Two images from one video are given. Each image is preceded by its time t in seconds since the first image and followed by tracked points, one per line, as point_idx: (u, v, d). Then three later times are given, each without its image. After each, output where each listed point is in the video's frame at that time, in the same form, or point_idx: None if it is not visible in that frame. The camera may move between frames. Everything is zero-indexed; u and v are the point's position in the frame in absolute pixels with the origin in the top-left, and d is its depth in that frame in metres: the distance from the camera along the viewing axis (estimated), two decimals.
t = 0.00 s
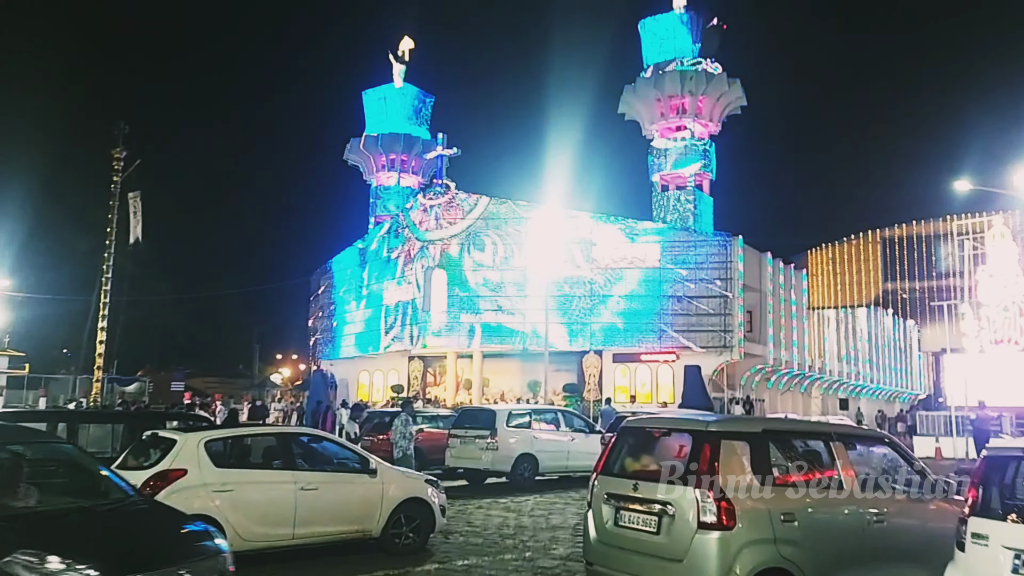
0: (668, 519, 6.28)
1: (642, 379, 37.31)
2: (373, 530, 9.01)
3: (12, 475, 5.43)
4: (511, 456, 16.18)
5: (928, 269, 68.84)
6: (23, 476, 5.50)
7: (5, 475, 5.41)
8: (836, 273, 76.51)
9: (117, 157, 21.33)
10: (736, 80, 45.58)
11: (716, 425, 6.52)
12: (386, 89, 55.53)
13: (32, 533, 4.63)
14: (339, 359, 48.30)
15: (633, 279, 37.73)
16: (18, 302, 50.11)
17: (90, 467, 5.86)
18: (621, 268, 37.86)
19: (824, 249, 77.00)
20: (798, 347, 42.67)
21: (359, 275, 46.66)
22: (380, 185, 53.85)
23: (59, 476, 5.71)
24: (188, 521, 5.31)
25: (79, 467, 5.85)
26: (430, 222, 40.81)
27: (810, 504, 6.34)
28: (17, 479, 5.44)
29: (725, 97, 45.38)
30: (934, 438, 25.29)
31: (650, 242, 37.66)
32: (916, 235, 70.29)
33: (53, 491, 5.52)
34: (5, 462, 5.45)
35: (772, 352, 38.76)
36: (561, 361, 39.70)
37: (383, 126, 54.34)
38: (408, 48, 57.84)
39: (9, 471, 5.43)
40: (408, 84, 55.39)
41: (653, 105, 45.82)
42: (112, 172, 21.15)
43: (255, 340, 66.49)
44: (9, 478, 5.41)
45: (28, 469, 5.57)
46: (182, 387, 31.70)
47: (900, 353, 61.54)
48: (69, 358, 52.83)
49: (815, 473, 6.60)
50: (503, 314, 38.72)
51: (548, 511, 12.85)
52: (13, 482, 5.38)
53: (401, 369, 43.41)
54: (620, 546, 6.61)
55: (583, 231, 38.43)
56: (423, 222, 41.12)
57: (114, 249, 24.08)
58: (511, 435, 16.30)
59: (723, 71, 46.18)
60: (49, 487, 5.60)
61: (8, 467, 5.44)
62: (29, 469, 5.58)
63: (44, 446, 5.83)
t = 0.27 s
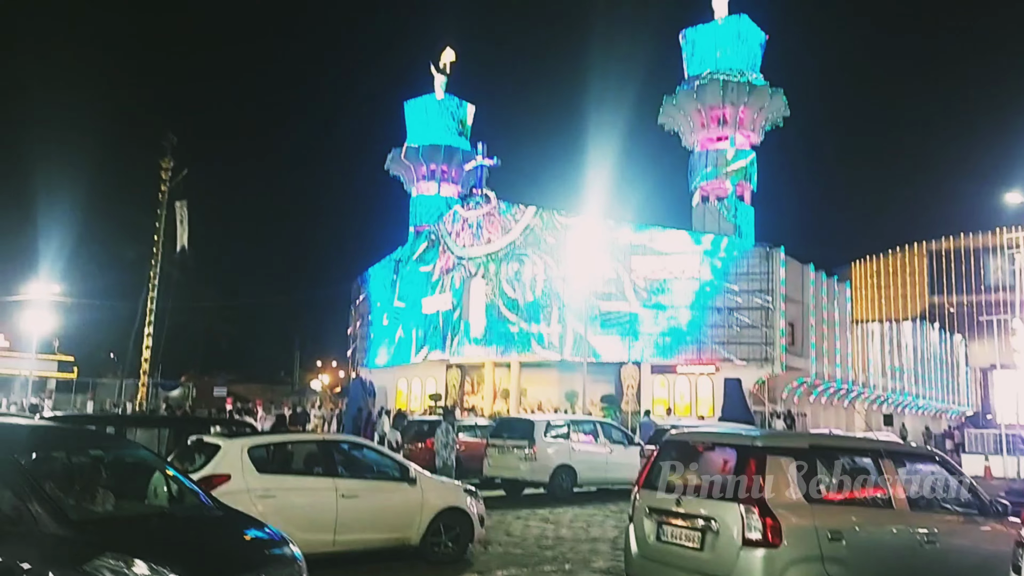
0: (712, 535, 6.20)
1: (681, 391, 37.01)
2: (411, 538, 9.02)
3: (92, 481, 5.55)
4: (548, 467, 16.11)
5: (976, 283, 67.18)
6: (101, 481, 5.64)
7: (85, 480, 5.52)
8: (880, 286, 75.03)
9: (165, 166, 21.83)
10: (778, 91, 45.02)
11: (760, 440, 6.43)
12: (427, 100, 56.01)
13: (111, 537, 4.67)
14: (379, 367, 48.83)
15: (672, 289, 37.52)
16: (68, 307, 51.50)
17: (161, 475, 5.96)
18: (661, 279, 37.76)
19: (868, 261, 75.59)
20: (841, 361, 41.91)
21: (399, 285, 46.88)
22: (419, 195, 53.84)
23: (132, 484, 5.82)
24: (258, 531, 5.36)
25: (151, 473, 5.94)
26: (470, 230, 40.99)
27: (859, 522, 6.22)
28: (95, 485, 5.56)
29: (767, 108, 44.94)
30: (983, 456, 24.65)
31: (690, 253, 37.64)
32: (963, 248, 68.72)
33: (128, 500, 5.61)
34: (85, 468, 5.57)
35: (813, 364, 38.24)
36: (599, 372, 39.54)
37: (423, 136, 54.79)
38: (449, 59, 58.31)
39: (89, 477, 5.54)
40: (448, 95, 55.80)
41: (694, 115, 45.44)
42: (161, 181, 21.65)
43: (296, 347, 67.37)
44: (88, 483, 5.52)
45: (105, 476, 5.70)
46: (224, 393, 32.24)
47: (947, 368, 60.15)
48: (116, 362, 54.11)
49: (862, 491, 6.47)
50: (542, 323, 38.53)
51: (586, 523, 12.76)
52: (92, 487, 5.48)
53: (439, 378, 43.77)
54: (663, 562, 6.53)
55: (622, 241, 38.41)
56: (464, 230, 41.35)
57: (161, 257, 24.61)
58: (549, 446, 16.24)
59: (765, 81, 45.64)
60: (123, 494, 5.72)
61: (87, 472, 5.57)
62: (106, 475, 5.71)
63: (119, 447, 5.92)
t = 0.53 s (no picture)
0: (726, 547, 6.14)
1: (693, 401, 37.03)
2: (422, 547, 8.97)
3: (131, 487, 5.46)
4: (559, 476, 16.02)
5: (991, 293, 66.72)
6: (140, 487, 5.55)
7: (124, 487, 5.40)
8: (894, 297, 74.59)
9: (179, 173, 21.95)
10: (792, 100, 44.82)
11: (774, 451, 6.36)
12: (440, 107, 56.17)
13: (156, 546, 4.77)
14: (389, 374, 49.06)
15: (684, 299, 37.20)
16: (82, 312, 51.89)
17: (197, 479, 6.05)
18: (672, 288, 37.47)
19: (881, 271, 75.21)
20: (854, 371, 41.65)
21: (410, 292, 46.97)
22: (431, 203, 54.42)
23: (168, 491, 5.79)
24: (295, 537, 5.50)
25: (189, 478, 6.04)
26: (483, 238, 40.96)
27: (875, 535, 6.14)
28: (134, 491, 5.47)
29: (780, 116, 44.77)
30: (998, 469, 24.42)
31: (702, 262, 37.26)
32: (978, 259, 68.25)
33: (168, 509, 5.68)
34: (123, 474, 5.45)
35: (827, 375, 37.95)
36: (610, 381, 39.45)
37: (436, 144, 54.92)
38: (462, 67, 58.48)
39: (127, 484, 5.43)
40: (461, 103, 55.93)
41: (707, 124, 45.46)
42: (174, 187, 21.77)
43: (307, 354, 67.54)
44: (126, 490, 5.41)
45: (143, 482, 5.60)
46: (236, 399, 32.36)
47: (961, 380, 59.71)
48: (129, 367, 54.45)
49: (877, 503, 6.38)
50: (554, 332, 38.54)
51: (599, 534, 12.68)
52: (130, 494, 5.39)
53: (449, 387, 43.96)
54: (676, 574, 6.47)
55: (634, 250, 38.12)
56: (476, 238, 41.34)
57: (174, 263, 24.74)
58: (561, 455, 16.16)
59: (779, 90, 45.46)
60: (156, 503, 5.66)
61: (126, 479, 5.46)
62: (144, 482, 5.62)
63: (158, 452, 5.96)
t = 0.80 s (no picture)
0: (725, 552, 6.13)
1: (692, 405, 37.03)
2: (420, 548, 8.94)
3: (151, 486, 5.42)
4: (558, 479, 16.00)
5: (992, 301, 66.71)
6: (161, 485, 5.54)
7: (144, 485, 5.36)
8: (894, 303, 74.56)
9: (181, 170, 21.97)
10: (794, 105, 44.77)
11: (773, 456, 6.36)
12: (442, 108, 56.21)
13: (179, 544, 4.76)
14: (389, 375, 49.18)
15: (685, 303, 37.21)
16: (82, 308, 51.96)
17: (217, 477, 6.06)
18: (673, 292, 37.46)
19: (882, 278, 75.19)
20: (853, 377, 41.64)
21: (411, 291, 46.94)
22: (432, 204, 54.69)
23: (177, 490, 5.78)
24: (312, 536, 5.51)
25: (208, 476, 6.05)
26: (484, 239, 40.87)
27: (874, 541, 6.11)
28: (155, 490, 5.46)
29: (783, 120, 44.64)
30: (996, 478, 24.44)
31: (703, 266, 37.26)
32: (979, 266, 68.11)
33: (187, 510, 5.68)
34: (145, 472, 5.43)
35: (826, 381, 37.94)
36: (609, 384, 39.45)
37: (438, 146, 54.93)
38: (465, 69, 58.54)
39: (148, 482, 5.40)
40: (464, 104, 55.96)
41: (709, 129, 45.53)
42: (176, 185, 21.77)
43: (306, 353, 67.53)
44: (146, 489, 5.39)
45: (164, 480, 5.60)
46: (235, 397, 32.38)
47: (960, 387, 59.72)
48: (128, 364, 54.52)
49: (876, 509, 6.38)
50: (554, 333, 38.52)
51: (597, 536, 12.67)
52: (150, 493, 5.38)
53: (449, 388, 44.05)
54: None
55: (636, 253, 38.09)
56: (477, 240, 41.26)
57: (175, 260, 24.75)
58: (559, 457, 16.14)
59: (782, 95, 45.42)
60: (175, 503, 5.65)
61: (148, 477, 5.45)
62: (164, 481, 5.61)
63: (178, 449, 5.95)
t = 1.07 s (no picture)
0: (716, 557, 6.11)
1: (683, 409, 37.31)
2: (410, 551, 8.89)
3: (158, 489, 5.40)
4: (548, 482, 15.97)
5: (982, 306, 66.98)
6: (167, 489, 5.52)
7: (149, 487, 5.33)
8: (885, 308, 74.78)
9: (172, 170, 21.85)
10: (787, 109, 44.93)
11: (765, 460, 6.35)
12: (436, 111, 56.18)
13: (187, 548, 4.75)
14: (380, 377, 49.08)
15: (677, 307, 37.21)
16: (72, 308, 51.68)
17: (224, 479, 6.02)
18: (665, 295, 37.45)
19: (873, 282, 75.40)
20: (844, 381, 41.75)
21: (403, 293, 46.83)
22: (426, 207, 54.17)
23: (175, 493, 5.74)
24: (316, 539, 5.50)
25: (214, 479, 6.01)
26: (476, 242, 40.79)
27: (866, 546, 6.10)
28: (161, 493, 5.43)
29: (776, 124, 44.76)
30: (986, 482, 24.49)
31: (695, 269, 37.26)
32: (970, 271, 68.34)
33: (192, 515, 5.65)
34: (151, 475, 5.40)
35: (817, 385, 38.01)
36: (601, 387, 39.48)
37: (431, 147, 54.86)
38: (458, 71, 58.52)
39: (154, 484, 5.36)
40: (457, 106, 55.95)
41: (702, 132, 45.60)
42: (167, 185, 21.64)
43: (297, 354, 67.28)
44: (153, 492, 5.36)
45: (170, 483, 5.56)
46: (225, 399, 32.21)
47: (949, 392, 59.96)
48: (118, 365, 54.25)
49: (868, 514, 6.36)
50: (547, 337, 38.46)
51: (587, 540, 12.64)
52: (157, 496, 5.34)
53: (440, 390, 44.04)
54: None
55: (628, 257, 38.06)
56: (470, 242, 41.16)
57: (166, 260, 24.62)
58: (549, 460, 16.11)
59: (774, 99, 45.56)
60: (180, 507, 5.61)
61: (153, 480, 5.40)
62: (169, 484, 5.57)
63: (183, 452, 5.91)
